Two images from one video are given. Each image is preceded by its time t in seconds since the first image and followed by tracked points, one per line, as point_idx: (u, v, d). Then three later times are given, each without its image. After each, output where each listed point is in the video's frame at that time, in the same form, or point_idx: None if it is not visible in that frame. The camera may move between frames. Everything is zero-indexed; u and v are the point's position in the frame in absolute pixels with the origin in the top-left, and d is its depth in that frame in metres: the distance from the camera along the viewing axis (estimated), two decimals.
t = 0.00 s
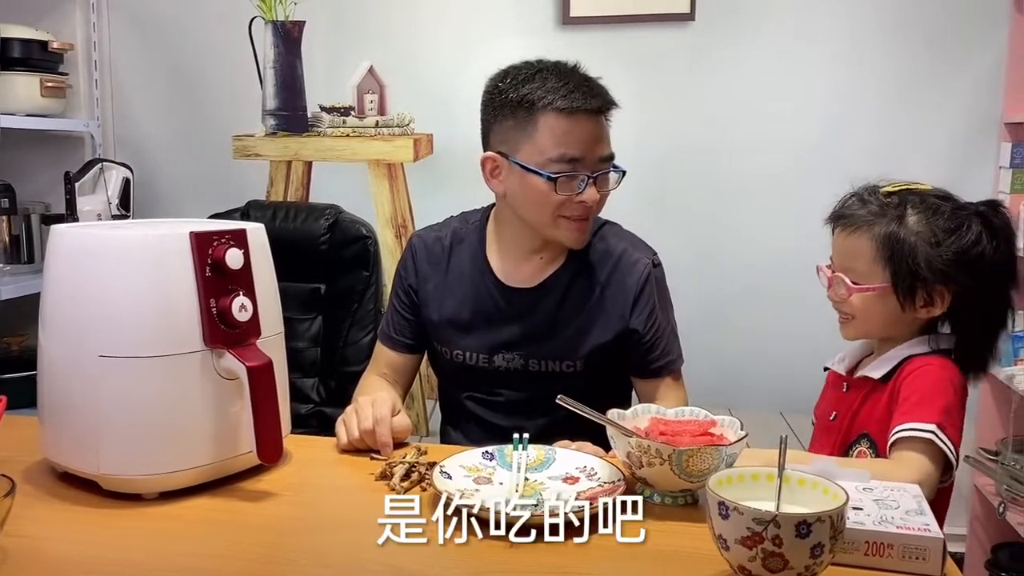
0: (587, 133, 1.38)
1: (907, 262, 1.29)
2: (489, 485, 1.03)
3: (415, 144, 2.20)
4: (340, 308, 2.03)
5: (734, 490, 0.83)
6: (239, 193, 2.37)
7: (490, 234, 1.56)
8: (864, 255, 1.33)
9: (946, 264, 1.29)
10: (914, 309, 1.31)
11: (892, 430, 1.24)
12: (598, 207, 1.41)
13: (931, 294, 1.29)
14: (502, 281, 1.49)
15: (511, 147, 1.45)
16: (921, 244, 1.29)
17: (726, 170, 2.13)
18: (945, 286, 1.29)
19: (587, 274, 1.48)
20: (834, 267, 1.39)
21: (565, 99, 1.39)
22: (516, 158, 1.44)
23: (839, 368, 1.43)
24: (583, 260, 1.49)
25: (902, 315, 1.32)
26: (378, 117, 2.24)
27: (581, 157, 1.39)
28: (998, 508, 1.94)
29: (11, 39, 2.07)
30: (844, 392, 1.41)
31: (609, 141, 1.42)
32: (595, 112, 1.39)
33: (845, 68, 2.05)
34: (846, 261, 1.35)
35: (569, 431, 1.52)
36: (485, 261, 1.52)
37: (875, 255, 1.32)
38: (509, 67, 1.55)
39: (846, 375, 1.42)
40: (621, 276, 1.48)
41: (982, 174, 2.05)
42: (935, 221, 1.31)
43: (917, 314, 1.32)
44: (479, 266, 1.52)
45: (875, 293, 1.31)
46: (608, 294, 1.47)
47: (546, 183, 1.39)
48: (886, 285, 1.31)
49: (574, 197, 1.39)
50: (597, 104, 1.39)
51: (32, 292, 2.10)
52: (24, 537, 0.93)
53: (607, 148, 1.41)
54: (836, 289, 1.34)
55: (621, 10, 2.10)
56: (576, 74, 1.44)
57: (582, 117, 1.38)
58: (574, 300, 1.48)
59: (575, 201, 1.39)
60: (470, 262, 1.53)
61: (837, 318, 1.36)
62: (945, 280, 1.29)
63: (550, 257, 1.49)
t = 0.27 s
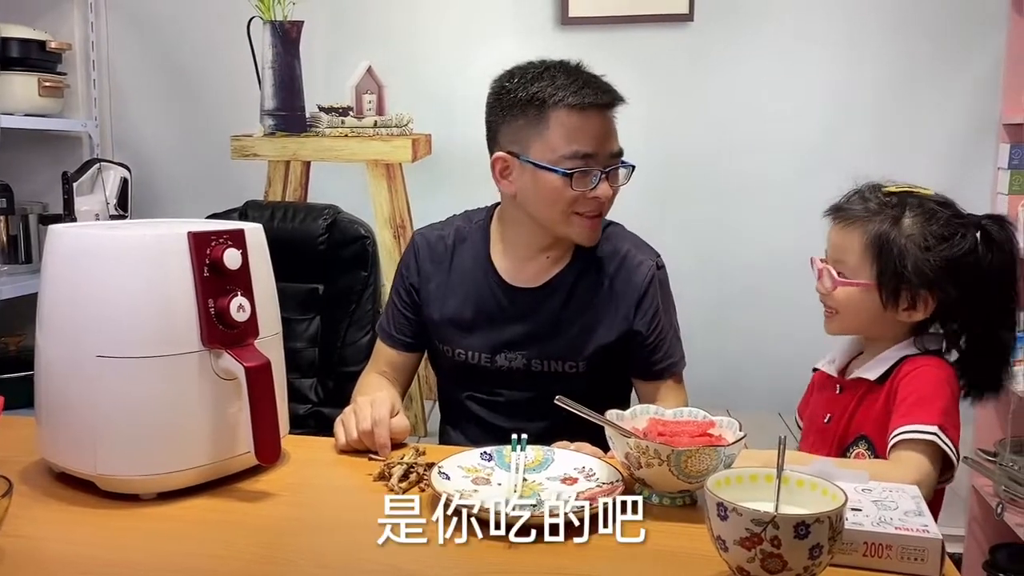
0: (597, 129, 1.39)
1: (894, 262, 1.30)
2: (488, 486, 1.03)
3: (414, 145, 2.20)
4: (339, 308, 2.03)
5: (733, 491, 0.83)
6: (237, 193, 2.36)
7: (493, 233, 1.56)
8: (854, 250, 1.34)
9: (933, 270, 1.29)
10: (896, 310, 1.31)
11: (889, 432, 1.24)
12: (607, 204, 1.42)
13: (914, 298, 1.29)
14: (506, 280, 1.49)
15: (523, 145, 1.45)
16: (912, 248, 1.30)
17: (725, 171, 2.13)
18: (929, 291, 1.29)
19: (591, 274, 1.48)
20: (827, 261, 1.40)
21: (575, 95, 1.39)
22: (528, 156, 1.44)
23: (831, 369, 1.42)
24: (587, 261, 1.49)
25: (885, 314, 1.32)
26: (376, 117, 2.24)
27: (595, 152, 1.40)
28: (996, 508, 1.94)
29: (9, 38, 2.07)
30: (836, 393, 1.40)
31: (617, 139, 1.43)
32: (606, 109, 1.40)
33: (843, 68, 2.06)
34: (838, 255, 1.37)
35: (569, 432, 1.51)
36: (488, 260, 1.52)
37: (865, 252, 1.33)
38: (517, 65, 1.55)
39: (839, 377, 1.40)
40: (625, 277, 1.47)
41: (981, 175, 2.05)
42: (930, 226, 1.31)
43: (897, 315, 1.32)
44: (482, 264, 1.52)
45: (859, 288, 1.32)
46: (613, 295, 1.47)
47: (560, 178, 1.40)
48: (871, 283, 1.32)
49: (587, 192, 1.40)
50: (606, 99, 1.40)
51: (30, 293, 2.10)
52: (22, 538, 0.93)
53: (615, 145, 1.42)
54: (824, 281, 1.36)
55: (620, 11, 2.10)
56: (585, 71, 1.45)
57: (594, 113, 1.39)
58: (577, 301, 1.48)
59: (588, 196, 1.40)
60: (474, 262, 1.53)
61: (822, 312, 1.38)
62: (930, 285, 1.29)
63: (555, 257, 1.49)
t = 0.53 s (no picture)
0: (610, 135, 1.39)
1: (889, 261, 1.30)
2: (487, 485, 1.03)
3: (412, 144, 2.20)
4: (338, 307, 2.02)
5: (733, 491, 0.82)
6: (236, 193, 2.36)
7: (500, 233, 1.56)
8: (849, 246, 1.34)
9: (928, 272, 1.29)
10: (885, 308, 1.32)
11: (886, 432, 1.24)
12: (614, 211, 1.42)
13: (905, 298, 1.30)
14: (511, 281, 1.49)
15: (536, 149, 1.44)
16: (909, 248, 1.29)
17: (724, 170, 2.13)
18: (920, 292, 1.29)
19: (597, 277, 1.48)
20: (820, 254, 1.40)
21: (590, 100, 1.39)
22: (540, 160, 1.43)
23: (822, 368, 1.42)
24: (594, 263, 1.49)
25: (873, 312, 1.33)
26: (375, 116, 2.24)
27: (609, 158, 1.39)
28: (995, 508, 1.94)
29: (7, 37, 2.07)
30: (826, 392, 1.39)
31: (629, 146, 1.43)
32: (620, 115, 1.40)
33: (842, 68, 2.06)
34: (833, 249, 1.37)
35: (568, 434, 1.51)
36: (494, 260, 1.52)
37: (860, 249, 1.33)
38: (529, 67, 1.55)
39: (830, 376, 1.40)
40: (631, 282, 1.47)
41: (980, 175, 2.05)
42: (927, 227, 1.31)
43: (887, 314, 1.32)
44: (488, 264, 1.52)
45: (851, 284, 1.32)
46: (618, 300, 1.47)
47: (574, 184, 1.39)
48: (863, 280, 1.32)
49: (599, 198, 1.39)
50: (620, 105, 1.40)
51: (28, 292, 2.10)
52: (20, 538, 0.92)
53: (628, 152, 1.42)
54: (816, 275, 1.36)
55: (618, 11, 2.10)
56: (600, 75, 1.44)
57: (609, 119, 1.39)
58: (583, 304, 1.47)
59: (600, 202, 1.40)
60: (480, 261, 1.53)
61: (812, 305, 1.38)
62: (922, 287, 1.29)
63: (559, 262, 1.49)
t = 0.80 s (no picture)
0: (618, 141, 1.39)
1: (894, 259, 1.30)
2: (487, 485, 1.03)
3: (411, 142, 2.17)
4: (337, 307, 2.02)
5: (733, 491, 0.82)
6: (235, 192, 2.36)
7: (500, 233, 1.56)
8: (853, 240, 1.33)
9: (929, 274, 1.29)
10: (880, 305, 1.32)
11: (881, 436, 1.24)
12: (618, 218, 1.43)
13: (904, 297, 1.30)
14: (512, 282, 1.49)
15: (541, 150, 1.44)
16: (914, 250, 1.30)
17: (724, 170, 2.13)
18: (918, 293, 1.30)
19: (597, 278, 1.48)
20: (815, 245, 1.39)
21: (596, 104, 1.39)
22: (544, 161, 1.43)
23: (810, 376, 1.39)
24: (594, 264, 1.49)
25: (867, 307, 1.33)
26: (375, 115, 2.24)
27: (613, 163, 1.39)
28: (994, 507, 1.94)
29: (6, 36, 2.07)
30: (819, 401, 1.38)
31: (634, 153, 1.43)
32: (627, 122, 1.40)
33: (842, 68, 2.06)
34: (833, 240, 1.35)
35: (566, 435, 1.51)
36: (494, 260, 1.52)
37: (865, 243, 1.32)
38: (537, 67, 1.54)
39: (822, 385, 1.38)
40: (631, 283, 1.47)
41: (979, 174, 2.05)
42: (934, 230, 1.31)
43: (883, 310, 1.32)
44: (489, 264, 1.52)
45: (852, 277, 1.32)
46: (618, 301, 1.47)
47: (578, 187, 1.39)
48: (866, 274, 1.31)
49: (601, 203, 1.39)
50: (628, 110, 1.40)
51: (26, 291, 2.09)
52: (20, 537, 0.92)
53: (634, 160, 1.43)
54: (817, 264, 1.34)
55: (618, 10, 2.10)
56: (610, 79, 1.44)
57: (616, 125, 1.39)
58: (583, 305, 1.47)
59: (602, 205, 1.39)
60: (480, 261, 1.53)
61: (805, 295, 1.37)
62: (922, 288, 1.30)
63: (558, 263, 1.49)
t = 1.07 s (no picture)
0: (613, 136, 1.39)
1: (881, 263, 1.29)
2: (486, 484, 1.02)
3: (410, 142, 2.17)
4: (335, 307, 2.02)
5: (732, 490, 0.82)
6: (234, 192, 2.36)
7: (496, 232, 1.56)
8: (836, 255, 1.32)
9: (919, 265, 1.30)
10: (887, 308, 1.31)
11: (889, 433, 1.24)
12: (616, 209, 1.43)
13: (905, 296, 1.30)
14: (507, 282, 1.49)
15: (533, 149, 1.44)
16: (898, 247, 1.29)
17: (722, 169, 2.13)
18: (917, 286, 1.30)
19: (592, 277, 1.48)
20: (800, 267, 1.37)
21: (588, 102, 1.38)
22: (535, 159, 1.43)
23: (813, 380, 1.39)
24: (590, 263, 1.49)
25: (873, 313, 1.32)
26: (374, 114, 2.24)
27: (604, 160, 1.39)
28: (993, 507, 1.94)
29: (4, 35, 2.07)
30: (827, 405, 1.37)
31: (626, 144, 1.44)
32: (617, 117, 1.39)
33: (841, 68, 2.06)
34: (817, 259, 1.34)
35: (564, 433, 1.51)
36: (490, 259, 1.52)
37: (849, 256, 1.31)
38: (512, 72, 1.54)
39: (828, 388, 1.37)
40: (628, 282, 1.47)
41: (977, 174, 2.05)
42: (907, 221, 1.31)
43: (887, 313, 1.32)
44: (484, 263, 1.52)
45: (850, 292, 1.30)
46: (615, 300, 1.47)
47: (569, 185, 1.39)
48: (863, 283, 1.30)
49: (596, 199, 1.39)
50: (621, 106, 1.39)
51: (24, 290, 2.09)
52: (18, 537, 0.92)
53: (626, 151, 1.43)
54: (811, 288, 1.32)
55: (616, 9, 2.10)
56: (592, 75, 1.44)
57: (606, 120, 1.38)
58: (579, 304, 1.47)
59: (596, 203, 1.39)
60: (475, 260, 1.53)
61: (805, 318, 1.35)
62: (917, 281, 1.30)
63: (559, 261, 1.49)
